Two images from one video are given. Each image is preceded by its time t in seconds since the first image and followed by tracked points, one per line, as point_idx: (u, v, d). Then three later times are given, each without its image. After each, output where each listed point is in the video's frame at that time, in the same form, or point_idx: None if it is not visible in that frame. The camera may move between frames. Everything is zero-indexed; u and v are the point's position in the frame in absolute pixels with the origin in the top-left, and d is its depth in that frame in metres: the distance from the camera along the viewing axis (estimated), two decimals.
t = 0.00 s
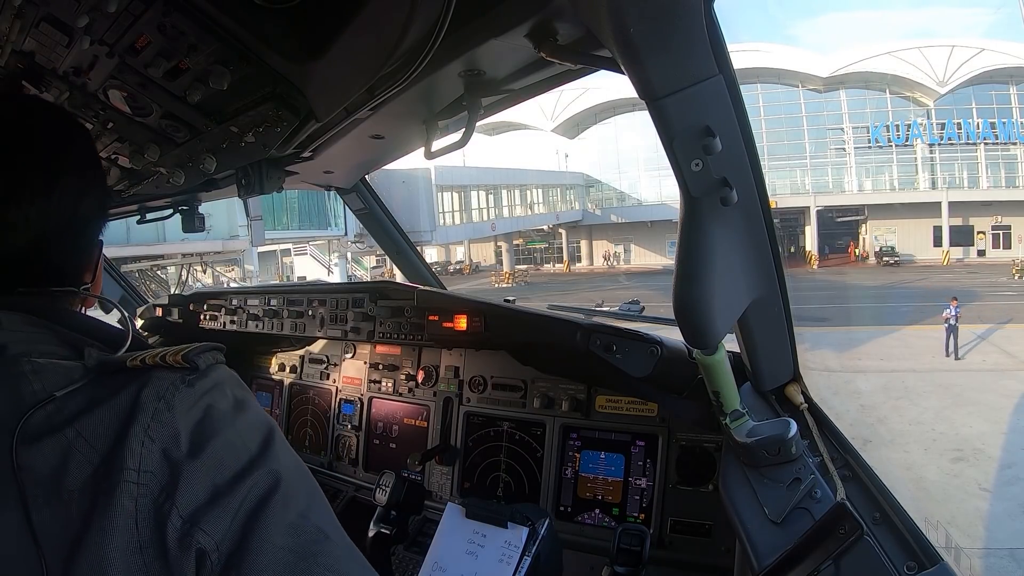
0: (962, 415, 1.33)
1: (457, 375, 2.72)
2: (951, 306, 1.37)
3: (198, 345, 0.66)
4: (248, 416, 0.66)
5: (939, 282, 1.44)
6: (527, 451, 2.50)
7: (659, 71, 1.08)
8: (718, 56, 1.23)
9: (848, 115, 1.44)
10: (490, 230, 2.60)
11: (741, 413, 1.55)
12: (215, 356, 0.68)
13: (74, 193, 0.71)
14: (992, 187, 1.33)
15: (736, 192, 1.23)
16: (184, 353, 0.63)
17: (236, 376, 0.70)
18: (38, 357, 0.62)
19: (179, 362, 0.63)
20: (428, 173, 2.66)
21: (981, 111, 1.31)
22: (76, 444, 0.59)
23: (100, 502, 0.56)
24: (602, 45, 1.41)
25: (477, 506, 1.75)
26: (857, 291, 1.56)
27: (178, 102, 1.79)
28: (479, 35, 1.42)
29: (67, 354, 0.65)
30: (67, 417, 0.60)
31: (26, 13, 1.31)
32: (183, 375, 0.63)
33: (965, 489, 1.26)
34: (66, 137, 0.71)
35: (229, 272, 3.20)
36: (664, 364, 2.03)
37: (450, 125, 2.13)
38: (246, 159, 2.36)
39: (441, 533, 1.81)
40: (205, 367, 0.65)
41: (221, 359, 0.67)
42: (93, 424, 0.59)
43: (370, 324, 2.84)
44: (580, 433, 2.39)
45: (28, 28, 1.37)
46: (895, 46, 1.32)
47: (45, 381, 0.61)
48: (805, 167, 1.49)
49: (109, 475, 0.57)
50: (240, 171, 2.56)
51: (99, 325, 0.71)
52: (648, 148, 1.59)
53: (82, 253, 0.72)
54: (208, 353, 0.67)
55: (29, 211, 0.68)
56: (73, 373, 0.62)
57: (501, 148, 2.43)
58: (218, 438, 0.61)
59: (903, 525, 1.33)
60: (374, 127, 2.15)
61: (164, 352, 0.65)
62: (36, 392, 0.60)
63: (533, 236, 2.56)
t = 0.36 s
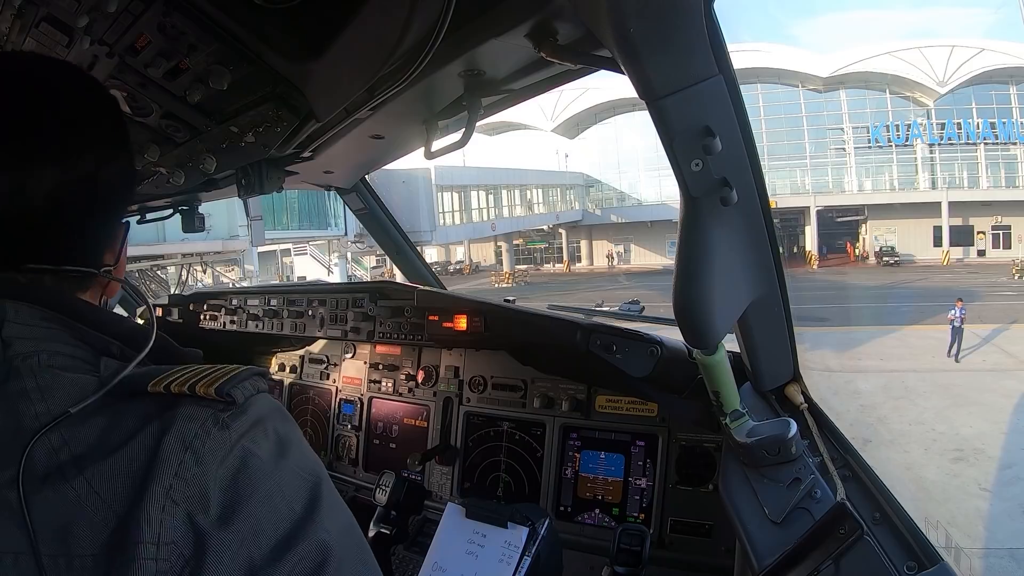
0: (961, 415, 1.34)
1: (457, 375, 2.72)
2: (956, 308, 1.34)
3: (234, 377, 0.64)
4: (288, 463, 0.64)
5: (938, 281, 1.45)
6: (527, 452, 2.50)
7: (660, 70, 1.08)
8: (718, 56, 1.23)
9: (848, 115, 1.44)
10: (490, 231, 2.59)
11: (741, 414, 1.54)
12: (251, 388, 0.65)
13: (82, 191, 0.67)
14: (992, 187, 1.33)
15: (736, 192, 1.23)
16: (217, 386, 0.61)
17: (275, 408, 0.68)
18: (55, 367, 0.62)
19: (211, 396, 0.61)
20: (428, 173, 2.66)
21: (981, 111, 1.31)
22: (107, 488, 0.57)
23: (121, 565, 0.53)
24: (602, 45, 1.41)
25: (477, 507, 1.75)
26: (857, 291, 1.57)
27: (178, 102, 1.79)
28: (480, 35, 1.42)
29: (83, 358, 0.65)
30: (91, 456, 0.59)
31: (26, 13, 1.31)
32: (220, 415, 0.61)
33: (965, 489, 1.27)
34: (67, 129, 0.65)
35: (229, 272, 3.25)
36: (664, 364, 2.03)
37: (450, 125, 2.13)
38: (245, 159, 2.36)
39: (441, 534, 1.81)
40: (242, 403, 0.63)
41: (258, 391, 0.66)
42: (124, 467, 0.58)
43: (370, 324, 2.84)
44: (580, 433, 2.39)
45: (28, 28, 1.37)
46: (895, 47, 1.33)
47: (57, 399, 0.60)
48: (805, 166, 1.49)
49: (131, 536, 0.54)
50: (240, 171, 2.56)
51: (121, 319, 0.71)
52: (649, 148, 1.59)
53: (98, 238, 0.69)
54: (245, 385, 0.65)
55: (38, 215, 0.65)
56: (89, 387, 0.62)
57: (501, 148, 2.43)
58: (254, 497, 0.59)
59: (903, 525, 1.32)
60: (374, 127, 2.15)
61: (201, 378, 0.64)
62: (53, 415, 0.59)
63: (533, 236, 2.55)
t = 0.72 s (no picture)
0: (961, 415, 1.34)
1: (457, 375, 2.72)
2: (959, 310, 1.31)
3: (209, 415, 0.59)
4: (276, 509, 0.58)
5: (938, 281, 1.44)
6: (527, 452, 2.50)
7: (660, 70, 1.08)
8: (718, 56, 1.23)
9: (848, 115, 1.44)
10: (490, 231, 2.60)
11: (741, 413, 1.54)
12: (230, 426, 0.61)
13: (80, 192, 0.65)
14: (992, 187, 1.33)
15: (735, 192, 1.23)
16: (182, 428, 0.56)
17: (264, 444, 0.62)
18: (21, 385, 0.57)
19: (170, 436, 0.56)
20: (428, 173, 2.66)
21: (981, 111, 1.31)
22: (62, 541, 0.51)
23: None
24: (602, 45, 1.41)
25: (477, 507, 1.75)
26: (857, 291, 1.57)
27: (177, 102, 1.79)
28: (479, 35, 1.42)
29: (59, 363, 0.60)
30: (40, 503, 0.53)
31: (26, 13, 1.30)
32: (196, 462, 0.56)
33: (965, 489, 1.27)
34: (67, 129, 0.64)
35: (230, 272, 3.21)
36: (664, 364, 2.03)
37: (450, 125, 2.13)
38: (245, 159, 2.36)
39: (441, 534, 1.81)
40: (217, 445, 0.58)
41: (239, 429, 0.61)
42: (86, 520, 0.51)
43: (370, 324, 2.84)
44: (580, 433, 2.39)
45: (27, 28, 1.37)
46: (894, 47, 1.32)
47: (18, 426, 0.54)
48: (805, 166, 1.49)
49: None
50: (240, 171, 2.56)
51: (85, 311, 0.63)
52: (648, 148, 1.60)
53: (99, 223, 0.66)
54: (222, 422, 0.60)
55: (30, 214, 0.63)
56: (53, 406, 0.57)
57: (501, 148, 2.43)
58: (234, 557, 0.53)
59: (903, 525, 1.32)
60: (374, 127, 2.15)
61: (166, 415, 0.58)
62: (11, 447, 0.53)
63: (533, 236, 2.55)
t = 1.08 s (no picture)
0: (961, 415, 1.34)
1: (457, 375, 2.72)
2: (962, 311, 1.32)
3: (135, 489, 0.54)
4: None
5: (939, 282, 1.45)
6: (526, 451, 2.50)
7: (660, 69, 1.08)
8: (718, 55, 1.23)
9: (849, 115, 1.44)
10: (490, 230, 2.60)
11: (741, 413, 1.54)
12: (167, 494, 0.56)
13: None
14: (992, 187, 1.33)
15: (736, 192, 1.23)
16: (94, 519, 0.52)
17: (215, 502, 0.57)
18: None
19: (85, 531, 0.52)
20: (428, 173, 2.65)
21: (981, 111, 1.31)
22: None
23: None
24: (601, 45, 1.41)
25: (477, 506, 1.75)
26: (857, 291, 1.58)
27: (177, 102, 1.79)
28: (479, 35, 1.42)
29: None
30: None
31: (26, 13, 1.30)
32: (119, 553, 0.52)
33: (965, 490, 1.28)
34: None
35: (229, 272, 3.30)
36: (664, 364, 2.03)
37: (450, 125, 2.13)
38: (245, 159, 2.36)
39: (441, 533, 1.81)
40: (148, 523, 0.54)
41: (178, 494, 0.56)
42: None
43: (370, 324, 2.84)
44: (580, 433, 2.39)
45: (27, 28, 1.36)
46: (894, 47, 1.31)
47: None
48: (805, 166, 1.49)
49: None
50: (240, 171, 2.56)
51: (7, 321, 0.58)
52: (648, 148, 1.60)
53: None
54: (156, 489, 0.55)
55: None
56: None
57: (501, 148, 2.42)
58: None
59: (903, 525, 1.32)
60: (374, 127, 2.15)
61: (84, 488, 0.55)
62: None
63: (533, 236, 2.55)
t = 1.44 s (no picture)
0: (961, 415, 1.36)
1: (457, 375, 2.72)
2: (967, 315, 1.32)
3: None
4: None
5: (940, 282, 1.48)
6: (526, 451, 2.50)
7: (660, 69, 1.08)
8: (718, 56, 1.23)
9: (848, 115, 1.44)
10: (490, 230, 2.62)
11: (741, 413, 1.53)
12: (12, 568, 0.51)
13: None
14: (992, 187, 1.34)
15: (736, 192, 1.23)
16: None
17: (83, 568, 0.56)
18: None
19: None
20: (428, 173, 2.64)
21: (981, 111, 1.31)
22: None
23: None
24: (602, 45, 1.41)
25: (477, 507, 1.75)
26: (857, 291, 1.59)
27: (177, 102, 1.79)
28: (479, 35, 1.42)
29: None
30: None
31: (26, 14, 1.30)
32: None
33: (965, 490, 1.29)
34: None
35: (230, 272, 3.27)
36: (664, 364, 2.03)
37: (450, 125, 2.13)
38: (245, 159, 2.36)
39: (441, 533, 1.81)
40: None
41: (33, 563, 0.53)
42: None
43: (370, 324, 2.84)
44: (580, 433, 2.39)
45: (27, 28, 1.36)
46: (894, 46, 1.31)
47: None
48: (805, 166, 1.49)
49: None
50: (240, 171, 2.55)
51: None
52: (648, 148, 1.60)
53: None
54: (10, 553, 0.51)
55: None
56: None
57: (502, 147, 2.39)
58: None
59: (903, 525, 1.31)
60: (374, 127, 2.16)
61: None
62: None
63: (533, 236, 2.58)
